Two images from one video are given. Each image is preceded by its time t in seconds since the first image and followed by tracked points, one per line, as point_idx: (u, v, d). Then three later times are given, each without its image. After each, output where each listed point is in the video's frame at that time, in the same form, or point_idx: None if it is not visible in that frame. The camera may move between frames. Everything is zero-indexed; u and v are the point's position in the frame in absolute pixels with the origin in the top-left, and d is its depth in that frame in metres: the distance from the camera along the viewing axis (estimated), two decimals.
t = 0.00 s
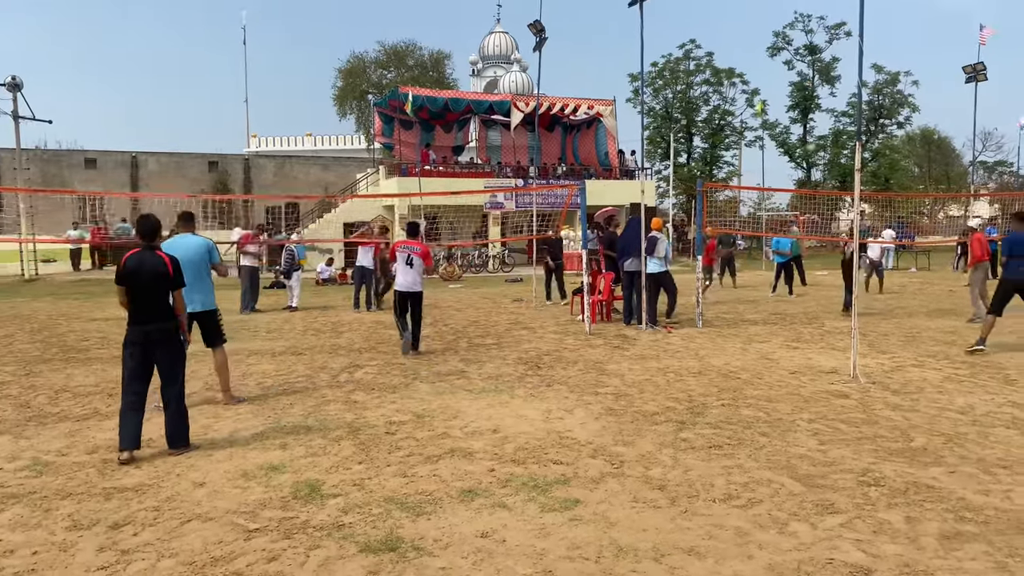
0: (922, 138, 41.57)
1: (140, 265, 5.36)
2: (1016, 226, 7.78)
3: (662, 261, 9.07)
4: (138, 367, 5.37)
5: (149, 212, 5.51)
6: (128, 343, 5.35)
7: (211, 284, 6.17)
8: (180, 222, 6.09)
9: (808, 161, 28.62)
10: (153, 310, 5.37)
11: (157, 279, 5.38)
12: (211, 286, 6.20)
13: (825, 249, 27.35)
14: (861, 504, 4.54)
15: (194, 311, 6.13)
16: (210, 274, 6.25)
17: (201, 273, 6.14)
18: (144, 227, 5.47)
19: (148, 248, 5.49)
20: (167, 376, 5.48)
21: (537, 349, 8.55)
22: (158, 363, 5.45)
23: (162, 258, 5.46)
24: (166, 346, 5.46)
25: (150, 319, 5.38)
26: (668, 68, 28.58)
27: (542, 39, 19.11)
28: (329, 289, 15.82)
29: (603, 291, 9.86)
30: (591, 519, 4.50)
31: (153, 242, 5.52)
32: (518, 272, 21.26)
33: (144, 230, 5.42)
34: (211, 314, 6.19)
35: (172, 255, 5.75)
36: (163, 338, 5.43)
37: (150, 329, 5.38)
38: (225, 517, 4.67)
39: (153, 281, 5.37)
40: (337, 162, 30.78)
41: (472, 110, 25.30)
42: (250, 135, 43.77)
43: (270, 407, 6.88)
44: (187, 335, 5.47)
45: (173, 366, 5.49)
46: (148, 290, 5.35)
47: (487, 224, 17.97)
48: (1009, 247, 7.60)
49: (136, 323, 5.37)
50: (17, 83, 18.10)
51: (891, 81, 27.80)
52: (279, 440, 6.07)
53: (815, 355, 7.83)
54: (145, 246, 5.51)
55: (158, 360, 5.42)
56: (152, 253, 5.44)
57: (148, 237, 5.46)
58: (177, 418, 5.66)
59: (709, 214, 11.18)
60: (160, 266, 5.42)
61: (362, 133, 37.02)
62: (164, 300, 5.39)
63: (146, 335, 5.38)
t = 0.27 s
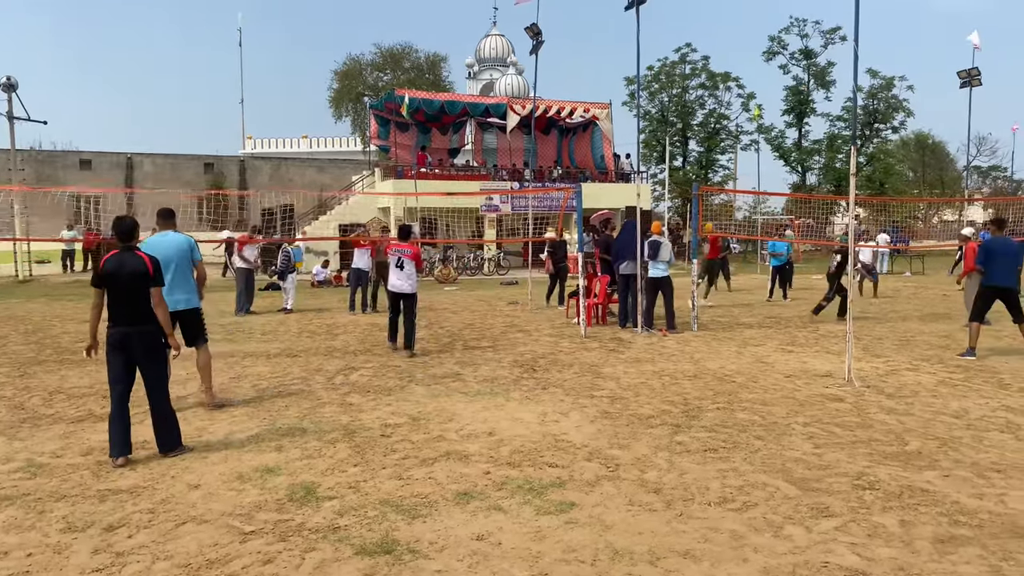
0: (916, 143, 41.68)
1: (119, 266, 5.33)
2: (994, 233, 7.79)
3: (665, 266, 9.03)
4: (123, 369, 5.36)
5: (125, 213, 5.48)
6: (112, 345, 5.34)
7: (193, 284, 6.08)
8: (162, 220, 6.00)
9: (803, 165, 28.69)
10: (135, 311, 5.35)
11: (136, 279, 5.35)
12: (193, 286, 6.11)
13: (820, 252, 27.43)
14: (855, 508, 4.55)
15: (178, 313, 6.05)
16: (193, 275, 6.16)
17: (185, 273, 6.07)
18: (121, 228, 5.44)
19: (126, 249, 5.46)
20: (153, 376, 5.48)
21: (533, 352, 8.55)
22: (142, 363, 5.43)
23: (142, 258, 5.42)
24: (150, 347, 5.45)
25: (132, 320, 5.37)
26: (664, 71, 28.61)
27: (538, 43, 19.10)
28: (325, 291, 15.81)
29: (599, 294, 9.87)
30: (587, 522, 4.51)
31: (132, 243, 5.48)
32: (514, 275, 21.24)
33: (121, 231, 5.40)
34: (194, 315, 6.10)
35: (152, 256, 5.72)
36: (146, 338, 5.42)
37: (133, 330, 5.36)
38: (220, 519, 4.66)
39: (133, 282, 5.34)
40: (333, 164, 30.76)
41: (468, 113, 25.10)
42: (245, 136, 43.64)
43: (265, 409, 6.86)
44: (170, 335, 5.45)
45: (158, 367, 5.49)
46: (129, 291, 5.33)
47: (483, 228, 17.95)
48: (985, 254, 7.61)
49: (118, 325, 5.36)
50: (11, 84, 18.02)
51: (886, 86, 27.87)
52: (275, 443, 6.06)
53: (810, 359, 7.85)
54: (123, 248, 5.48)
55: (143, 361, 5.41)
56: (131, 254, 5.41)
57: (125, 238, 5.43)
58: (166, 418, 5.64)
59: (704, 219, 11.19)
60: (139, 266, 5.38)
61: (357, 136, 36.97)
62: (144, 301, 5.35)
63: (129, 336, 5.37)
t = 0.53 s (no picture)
0: (912, 149, 41.73)
1: (105, 269, 5.31)
2: (989, 239, 7.83)
3: (665, 270, 9.03)
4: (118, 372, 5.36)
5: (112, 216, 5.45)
6: (106, 349, 5.33)
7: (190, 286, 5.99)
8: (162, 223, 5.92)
9: (799, 170, 28.72)
10: (124, 312, 5.33)
11: (124, 280, 5.32)
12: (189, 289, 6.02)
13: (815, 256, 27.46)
14: (851, 513, 4.56)
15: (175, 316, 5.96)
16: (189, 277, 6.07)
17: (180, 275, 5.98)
18: (108, 230, 5.41)
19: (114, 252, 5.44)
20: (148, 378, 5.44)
21: (529, 356, 8.56)
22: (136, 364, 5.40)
23: (128, 258, 5.37)
24: (143, 348, 5.41)
25: (124, 322, 5.35)
26: (660, 76, 28.62)
27: (535, 47, 19.10)
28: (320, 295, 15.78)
29: (595, 298, 9.88)
30: (583, 526, 4.51)
31: (120, 245, 5.44)
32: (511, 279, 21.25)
33: (107, 234, 5.38)
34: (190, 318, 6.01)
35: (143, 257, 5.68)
36: (138, 340, 5.38)
37: (125, 331, 5.34)
38: (216, 523, 4.66)
39: (121, 284, 5.31)
40: (329, 167, 30.74)
41: (465, 117, 25.44)
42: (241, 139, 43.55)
43: (261, 412, 6.86)
44: (161, 336, 5.40)
45: (153, 368, 5.45)
46: (118, 293, 5.31)
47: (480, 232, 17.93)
48: (979, 258, 7.65)
49: (110, 328, 5.34)
50: (7, 86, 17.96)
51: (881, 92, 27.91)
52: (271, 447, 6.06)
53: (806, 364, 7.86)
54: (111, 250, 5.46)
55: (137, 364, 5.38)
56: (118, 256, 5.38)
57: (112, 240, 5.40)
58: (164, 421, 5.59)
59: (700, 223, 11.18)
60: (126, 267, 5.35)
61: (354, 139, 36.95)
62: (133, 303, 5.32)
63: (122, 338, 5.35)
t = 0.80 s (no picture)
0: (908, 156, 41.79)
1: (105, 274, 5.31)
2: (986, 246, 7.85)
3: (660, 276, 9.05)
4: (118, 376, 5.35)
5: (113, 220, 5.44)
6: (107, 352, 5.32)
7: (194, 292, 5.93)
8: (168, 229, 5.88)
9: (795, 178, 28.77)
10: (124, 317, 5.32)
11: (123, 285, 5.31)
12: (194, 295, 5.96)
13: (812, 263, 27.48)
14: (848, 519, 4.57)
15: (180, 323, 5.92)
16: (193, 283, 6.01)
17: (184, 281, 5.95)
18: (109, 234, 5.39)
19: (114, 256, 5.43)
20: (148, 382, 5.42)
21: (527, 362, 8.56)
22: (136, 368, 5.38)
23: (128, 263, 5.37)
24: (142, 352, 5.39)
25: (123, 325, 5.34)
26: (657, 84, 28.67)
27: (533, 54, 19.12)
28: (317, 300, 15.77)
29: (592, 304, 9.85)
30: (580, 532, 4.52)
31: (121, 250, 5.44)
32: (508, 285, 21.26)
33: (108, 238, 5.34)
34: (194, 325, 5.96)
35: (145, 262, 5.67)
36: (138, 343, 5.37)
37: (125, 335, 5.34)
38: (213, 528, 4.65)
39: (120, 288, 5.31)
40: (327, 173, 30.74)
41: (462, 122, 25.42)
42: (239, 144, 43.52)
43: (259, 418, 6.86)
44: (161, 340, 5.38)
45: (153, 372, 5.43)
46: (117, 297, 5.31)
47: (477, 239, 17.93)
48: (976, 264, 7.68)
49: (111, 332, 5.34)
50: (5, 92, 17.93)
51: (877, 99, 27.97)
52: (268, 452, 6.06)
53: (803, 370, 7.88)
54: (112, 255, 5.46)
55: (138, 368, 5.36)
56: (118, 261, 5.37)
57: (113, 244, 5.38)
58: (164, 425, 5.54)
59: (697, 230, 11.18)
60: (126, 271, 5.34)
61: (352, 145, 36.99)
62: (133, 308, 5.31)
63: (122, 342, 5.34)
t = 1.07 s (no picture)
0: (905, 163, 41.82)
1: (120, 281, 5.31)
2: (983, 254, 7.87)
3: (656, 282, 9.08)
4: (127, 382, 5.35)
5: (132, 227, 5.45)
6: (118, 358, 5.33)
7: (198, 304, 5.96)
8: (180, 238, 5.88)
9: (792, 185, 28.80)
10: (135, 325, 5.32)
11: (137, 294, 5.31)
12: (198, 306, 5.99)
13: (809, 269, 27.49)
14: (845, 527, 4.57)
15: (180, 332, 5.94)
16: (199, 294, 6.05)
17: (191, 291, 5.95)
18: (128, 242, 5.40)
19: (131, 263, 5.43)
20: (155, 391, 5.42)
21: (524, 368, 8.56)
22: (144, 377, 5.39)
23: (143, 272, 5.36)
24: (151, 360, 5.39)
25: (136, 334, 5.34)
26: (655, 91, 28.70)
27: (531, 61, 19.15)
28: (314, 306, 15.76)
29: (590, 310, 9.83)
30: (578, 540, 4.51)
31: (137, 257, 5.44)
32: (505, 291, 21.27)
33: (125, 245, 5.36)
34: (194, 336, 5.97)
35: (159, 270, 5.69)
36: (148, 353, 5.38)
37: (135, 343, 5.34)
38: (210, 535, 4.64)
39: (134, 296, 5.30)
40: (325, 178, 30.73)
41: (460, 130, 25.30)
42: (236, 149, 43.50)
43: (256, 424, 6.85)
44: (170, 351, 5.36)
45: (161, 381, 5.42)
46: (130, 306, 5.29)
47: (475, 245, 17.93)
48: (972, 272, 7.68)
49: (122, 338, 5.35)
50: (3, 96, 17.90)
51: (874, 107, 27.99)
52: (265, 459, 6.05)
53: (800, 378, 7.88)
54: (129, 262, 5.46)
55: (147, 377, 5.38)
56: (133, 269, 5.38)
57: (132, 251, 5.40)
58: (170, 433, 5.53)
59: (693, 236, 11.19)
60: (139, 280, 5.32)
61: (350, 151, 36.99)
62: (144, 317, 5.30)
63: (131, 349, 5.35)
